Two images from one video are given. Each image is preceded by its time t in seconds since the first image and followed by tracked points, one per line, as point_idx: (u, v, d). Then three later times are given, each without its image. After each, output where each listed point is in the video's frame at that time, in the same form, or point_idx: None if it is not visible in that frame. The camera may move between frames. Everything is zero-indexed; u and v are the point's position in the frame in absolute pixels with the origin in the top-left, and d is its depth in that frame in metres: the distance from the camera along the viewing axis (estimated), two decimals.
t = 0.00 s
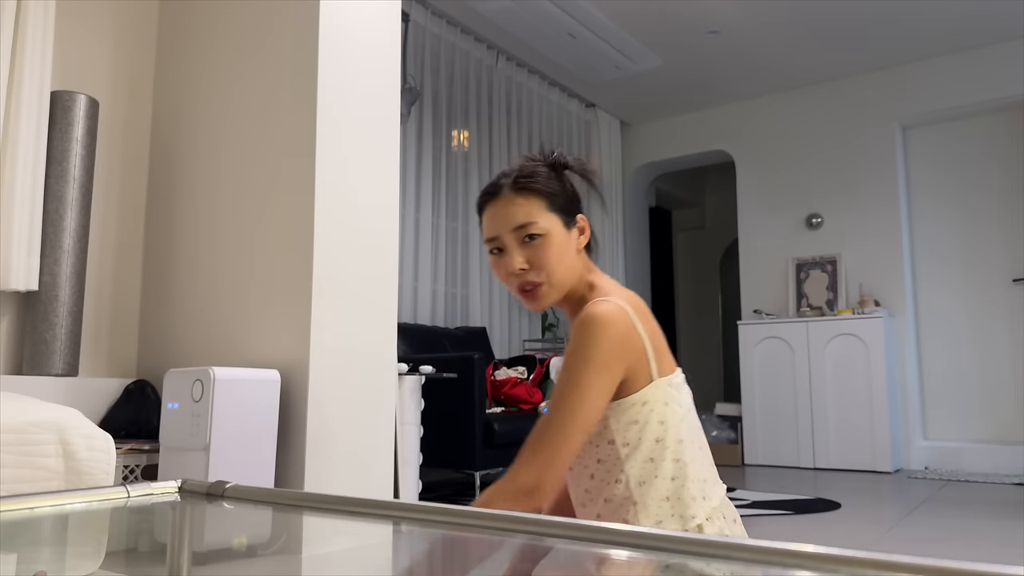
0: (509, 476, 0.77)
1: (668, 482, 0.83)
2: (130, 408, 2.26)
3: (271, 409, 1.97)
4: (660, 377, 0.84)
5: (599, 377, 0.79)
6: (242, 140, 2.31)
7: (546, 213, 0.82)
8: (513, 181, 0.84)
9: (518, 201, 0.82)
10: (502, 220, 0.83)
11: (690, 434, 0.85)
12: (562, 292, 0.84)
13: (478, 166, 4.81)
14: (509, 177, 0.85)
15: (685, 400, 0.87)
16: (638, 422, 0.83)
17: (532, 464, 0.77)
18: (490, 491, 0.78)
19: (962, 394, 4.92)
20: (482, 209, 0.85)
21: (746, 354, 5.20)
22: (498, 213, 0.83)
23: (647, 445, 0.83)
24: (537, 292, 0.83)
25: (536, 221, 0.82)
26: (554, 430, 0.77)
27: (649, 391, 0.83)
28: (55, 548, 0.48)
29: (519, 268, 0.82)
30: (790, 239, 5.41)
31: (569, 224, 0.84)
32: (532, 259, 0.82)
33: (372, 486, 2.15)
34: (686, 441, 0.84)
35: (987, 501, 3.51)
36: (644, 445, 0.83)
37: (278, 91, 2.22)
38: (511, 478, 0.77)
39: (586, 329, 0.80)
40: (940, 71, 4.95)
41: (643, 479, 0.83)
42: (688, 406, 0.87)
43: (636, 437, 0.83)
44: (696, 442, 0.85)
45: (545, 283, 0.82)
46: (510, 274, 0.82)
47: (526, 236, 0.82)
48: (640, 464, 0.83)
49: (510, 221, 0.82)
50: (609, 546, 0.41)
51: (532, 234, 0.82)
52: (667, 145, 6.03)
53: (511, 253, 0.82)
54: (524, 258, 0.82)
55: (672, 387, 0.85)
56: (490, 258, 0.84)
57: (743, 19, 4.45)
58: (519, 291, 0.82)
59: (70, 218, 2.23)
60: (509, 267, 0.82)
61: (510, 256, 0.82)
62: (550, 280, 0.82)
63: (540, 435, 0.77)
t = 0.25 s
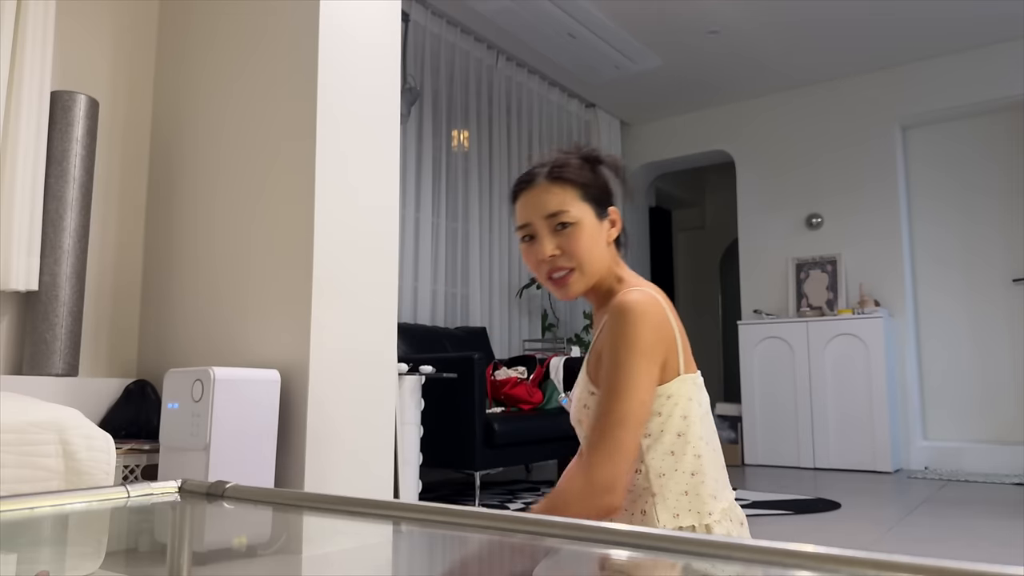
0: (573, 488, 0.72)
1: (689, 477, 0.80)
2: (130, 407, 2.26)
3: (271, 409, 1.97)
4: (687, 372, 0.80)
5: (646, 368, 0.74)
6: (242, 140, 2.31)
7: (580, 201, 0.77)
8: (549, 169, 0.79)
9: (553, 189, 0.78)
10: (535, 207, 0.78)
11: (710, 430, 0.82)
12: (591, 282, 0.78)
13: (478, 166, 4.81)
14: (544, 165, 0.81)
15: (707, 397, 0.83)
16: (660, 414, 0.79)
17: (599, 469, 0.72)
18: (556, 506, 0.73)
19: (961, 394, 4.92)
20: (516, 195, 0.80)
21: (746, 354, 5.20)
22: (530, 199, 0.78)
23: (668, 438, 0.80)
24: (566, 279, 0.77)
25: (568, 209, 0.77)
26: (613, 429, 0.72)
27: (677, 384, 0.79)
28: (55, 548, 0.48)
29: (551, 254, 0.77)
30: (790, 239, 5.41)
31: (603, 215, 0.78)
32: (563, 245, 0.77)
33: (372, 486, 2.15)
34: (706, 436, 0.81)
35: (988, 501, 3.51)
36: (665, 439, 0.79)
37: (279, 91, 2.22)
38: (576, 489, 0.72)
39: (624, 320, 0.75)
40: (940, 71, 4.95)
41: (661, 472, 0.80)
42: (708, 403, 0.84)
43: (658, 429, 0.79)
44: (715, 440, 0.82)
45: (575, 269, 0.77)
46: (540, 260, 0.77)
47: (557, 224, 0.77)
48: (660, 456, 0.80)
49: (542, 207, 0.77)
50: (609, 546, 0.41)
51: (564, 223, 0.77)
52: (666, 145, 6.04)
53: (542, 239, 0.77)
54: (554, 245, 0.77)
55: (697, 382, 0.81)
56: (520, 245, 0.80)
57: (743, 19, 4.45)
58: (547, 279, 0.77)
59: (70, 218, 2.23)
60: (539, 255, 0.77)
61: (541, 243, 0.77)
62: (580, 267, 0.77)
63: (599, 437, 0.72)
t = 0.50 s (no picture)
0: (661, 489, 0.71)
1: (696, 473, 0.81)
2: (130, 407, 2.26)
3: (271, 409, 1.97)
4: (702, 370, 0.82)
5: (686, 353, 0.73)
6: (243, 141, 2.31)
7: (605, 197, 0.86)
8: (578, 165, 0.88)
9: (580, 183, 0.87)
10: (562, 199, 0.87)
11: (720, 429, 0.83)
12: (611, 273, 0.87)
13: (478, 166, 4.81)
14: (573, 162, 0.90)
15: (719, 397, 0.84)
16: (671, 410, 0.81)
17: (683, 460, 0.70)
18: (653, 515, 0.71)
19: (961, 394, 4.92)
20: (546, 188, 0.89)
21: (746, 354, 5.20)
22: (560, 191, 0.87)
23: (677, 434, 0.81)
24: (588, 268, 0.86)
25: (594, 202, 0.86)
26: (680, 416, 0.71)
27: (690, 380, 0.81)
28: (55, 548, 0.48)
29: (575, 244, 0.86)
30: (790, 240, 5.41)
31: (624, 211, 0.88)
32: (587, 237, 0.86)
33: (371, 487, 2.15)
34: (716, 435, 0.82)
35: (987, 501, 3.51)
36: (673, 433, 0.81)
37: (279, 92, 2.22)
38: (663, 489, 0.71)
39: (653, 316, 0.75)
40: (941, 71, 4.95)
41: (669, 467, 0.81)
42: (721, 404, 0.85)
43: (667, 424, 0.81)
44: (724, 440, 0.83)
45: (596, 260, 0.86)
46: (565, 249, 0.86)
47: (583, 216, 0.86)
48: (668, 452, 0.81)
49: (570, 200, 0.86)
50: (608, 546, 0.41)
51: (589, 215, 0.86)
52: (666, 145, 6.04)
53: (567, 230, 0.86)
54: (579, 236, 0.86)
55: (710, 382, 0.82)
56: (547, 235, 0.89)
57: (744, 19, 4.45)
58: (570, 265, 0.86)
59: (70, 218, 2.23)
60: (564, 244, 0.86)
61: (566, 233, 0.86)
62: (601, 258, 0.86)
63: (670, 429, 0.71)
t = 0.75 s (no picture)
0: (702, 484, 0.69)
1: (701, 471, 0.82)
2: (130, 408, 2.26)
3: (271, 409, 1.97)
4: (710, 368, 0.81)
5: (706, 347, 0.73)
6: (243, 141, 2.31)
7: (618, 198, 0.87)
8: (592, 166, 0.89)
9: (593, 184, 0.87)
10: (576, 200, 0.88)
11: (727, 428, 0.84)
12: (625, 273, 0.87)
13: (478, 166, 4.81)
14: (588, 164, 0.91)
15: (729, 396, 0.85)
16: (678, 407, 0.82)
17: (719, 452, 0.69)
18: (698, 511, 0.69)
19: (962, 395, 4.92)
20: (561, 190, 0.91)
21: (746, 354, 5.20)
22: (574, 194, 0.88)
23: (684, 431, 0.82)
24: (601, 268, 0.87)
25: (607, 204, 0.86)
26: (713, 408, 0.70)
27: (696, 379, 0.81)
28: (55, 548, 0.48)
29: (587, 245, 0.87)
30: (790, 240, 5.41)
31: (637, 212, 0.88)
32: (599, 238, 0.87)
33: (371, 487, 2.15)
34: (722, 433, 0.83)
35: (988, 501, 3.50)
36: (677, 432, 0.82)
37: (279, 92, 2.22)
38: (703, 482, 0.69)
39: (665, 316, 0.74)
40: (941, 71, 4.95)
41: (673, 463, 0.82)
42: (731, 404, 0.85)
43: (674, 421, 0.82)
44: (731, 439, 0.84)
45: (610, 260, 0.86)
46: (577, 250, 0.87)
47: (596, 217, 0.86)
48: (674, 447, 0.82)
49: (583, 201, 0.87)
50: (609, 546, 0.41)
51: (602, 216, 0.86)
52: (666, 145, 6.04)
53: (581, 231, 0.87)
54: (592, 237, 0.87)
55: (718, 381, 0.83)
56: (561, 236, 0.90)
57: (744, 19, 4.45)
58: (584, 265, 0.87)
59: (70, 219, 2.23)
60: (576, 245, 0.87)
61: (579, 234, 0.87)
62: (614, 258, 0.86)
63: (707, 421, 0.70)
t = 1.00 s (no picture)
0: (648, 482, 0.72)
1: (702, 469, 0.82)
2: (130, 408, 2.26)
3: (271, 409, 1.97)
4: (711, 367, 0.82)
5: (689, 352, 0.74)
6: (243, 141, 2.31)
7: (622, 199, 0.87)
8: (598, 168, 0.90)
9: (598, 186, 0.88)
10: (581, 202, 0.88)
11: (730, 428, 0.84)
12: (630, 273, 0.87)
13: (478, 166, 4.81)
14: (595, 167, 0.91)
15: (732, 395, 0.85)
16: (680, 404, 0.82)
17: (671, 456, 0.72)
18: (637, 508, 0.72)
19: (962, 395, 4.92)
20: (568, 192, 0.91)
21: (746, 354, 5.20)
22: (580, 196, 0.89)
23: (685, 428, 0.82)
24: (606, 268, 0.87)
25: (611, 205, 0.87)
26: (677, 413, 0.72)
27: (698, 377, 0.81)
28: (55, 548, 0.48)
29: (591, 246, 0.87)
30: (790, 240, 5.41)
31: (643, 212, 0.88)
32: (603, 238, 0.87)
33: (371, 486, 2.15)
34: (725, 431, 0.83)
35: (988, 501, 3.50)
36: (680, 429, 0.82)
37: (279, 93, 2.22)
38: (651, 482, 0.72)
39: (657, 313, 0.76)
40: (941, 71, 4.95)
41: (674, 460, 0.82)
42: (735, 405, 0.85)
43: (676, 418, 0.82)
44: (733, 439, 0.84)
45: (614, 261, 0.87)
46: (582, 251, 0.88)
47: (600, 218, 0.87)
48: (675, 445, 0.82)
49: (587, 203, 0.88)
50: (608, 546, 0.41)
51: (606, 217, 0.87)
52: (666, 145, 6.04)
53: (585, 232, 0.88)
54: (596, 237, 0.87)
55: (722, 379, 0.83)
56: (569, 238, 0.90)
57: (744, 20, 4.45)
58: (589, 266, 0.88)
59: (70, 219, 2.23)
60: (581, 246, 0.88)
61: (583, 235, 0.87)
62: (619, 258, 0.87)
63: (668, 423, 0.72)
